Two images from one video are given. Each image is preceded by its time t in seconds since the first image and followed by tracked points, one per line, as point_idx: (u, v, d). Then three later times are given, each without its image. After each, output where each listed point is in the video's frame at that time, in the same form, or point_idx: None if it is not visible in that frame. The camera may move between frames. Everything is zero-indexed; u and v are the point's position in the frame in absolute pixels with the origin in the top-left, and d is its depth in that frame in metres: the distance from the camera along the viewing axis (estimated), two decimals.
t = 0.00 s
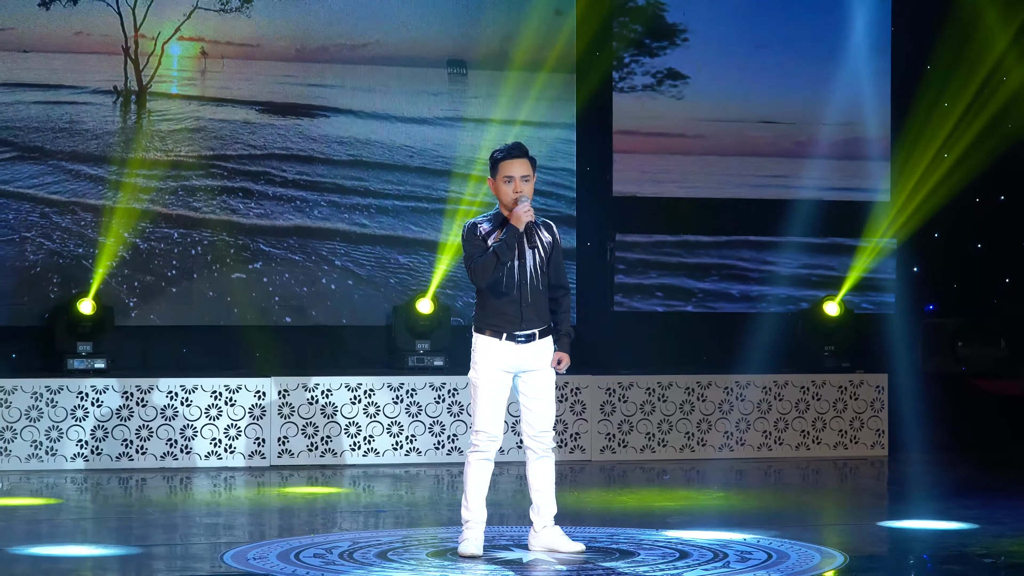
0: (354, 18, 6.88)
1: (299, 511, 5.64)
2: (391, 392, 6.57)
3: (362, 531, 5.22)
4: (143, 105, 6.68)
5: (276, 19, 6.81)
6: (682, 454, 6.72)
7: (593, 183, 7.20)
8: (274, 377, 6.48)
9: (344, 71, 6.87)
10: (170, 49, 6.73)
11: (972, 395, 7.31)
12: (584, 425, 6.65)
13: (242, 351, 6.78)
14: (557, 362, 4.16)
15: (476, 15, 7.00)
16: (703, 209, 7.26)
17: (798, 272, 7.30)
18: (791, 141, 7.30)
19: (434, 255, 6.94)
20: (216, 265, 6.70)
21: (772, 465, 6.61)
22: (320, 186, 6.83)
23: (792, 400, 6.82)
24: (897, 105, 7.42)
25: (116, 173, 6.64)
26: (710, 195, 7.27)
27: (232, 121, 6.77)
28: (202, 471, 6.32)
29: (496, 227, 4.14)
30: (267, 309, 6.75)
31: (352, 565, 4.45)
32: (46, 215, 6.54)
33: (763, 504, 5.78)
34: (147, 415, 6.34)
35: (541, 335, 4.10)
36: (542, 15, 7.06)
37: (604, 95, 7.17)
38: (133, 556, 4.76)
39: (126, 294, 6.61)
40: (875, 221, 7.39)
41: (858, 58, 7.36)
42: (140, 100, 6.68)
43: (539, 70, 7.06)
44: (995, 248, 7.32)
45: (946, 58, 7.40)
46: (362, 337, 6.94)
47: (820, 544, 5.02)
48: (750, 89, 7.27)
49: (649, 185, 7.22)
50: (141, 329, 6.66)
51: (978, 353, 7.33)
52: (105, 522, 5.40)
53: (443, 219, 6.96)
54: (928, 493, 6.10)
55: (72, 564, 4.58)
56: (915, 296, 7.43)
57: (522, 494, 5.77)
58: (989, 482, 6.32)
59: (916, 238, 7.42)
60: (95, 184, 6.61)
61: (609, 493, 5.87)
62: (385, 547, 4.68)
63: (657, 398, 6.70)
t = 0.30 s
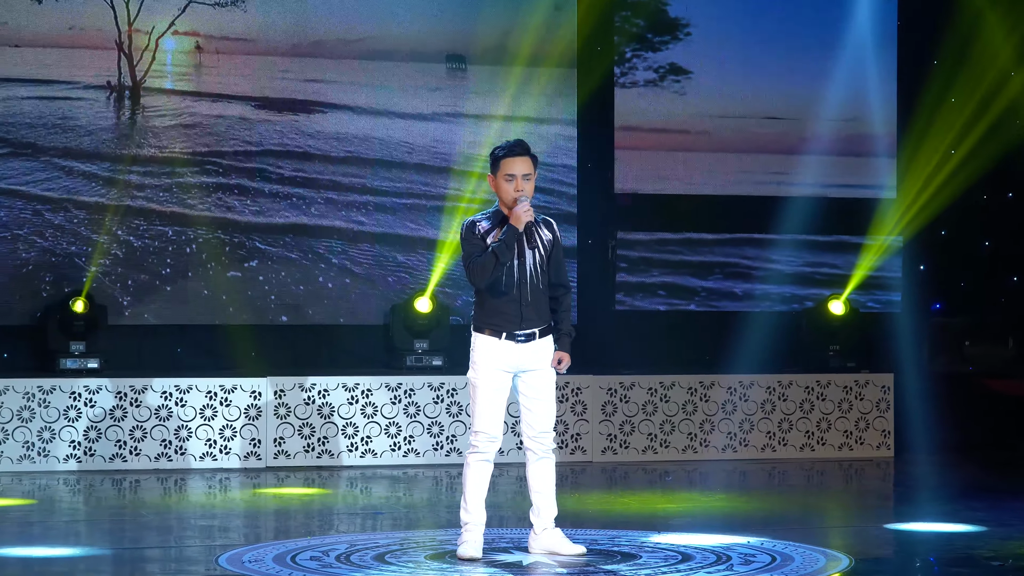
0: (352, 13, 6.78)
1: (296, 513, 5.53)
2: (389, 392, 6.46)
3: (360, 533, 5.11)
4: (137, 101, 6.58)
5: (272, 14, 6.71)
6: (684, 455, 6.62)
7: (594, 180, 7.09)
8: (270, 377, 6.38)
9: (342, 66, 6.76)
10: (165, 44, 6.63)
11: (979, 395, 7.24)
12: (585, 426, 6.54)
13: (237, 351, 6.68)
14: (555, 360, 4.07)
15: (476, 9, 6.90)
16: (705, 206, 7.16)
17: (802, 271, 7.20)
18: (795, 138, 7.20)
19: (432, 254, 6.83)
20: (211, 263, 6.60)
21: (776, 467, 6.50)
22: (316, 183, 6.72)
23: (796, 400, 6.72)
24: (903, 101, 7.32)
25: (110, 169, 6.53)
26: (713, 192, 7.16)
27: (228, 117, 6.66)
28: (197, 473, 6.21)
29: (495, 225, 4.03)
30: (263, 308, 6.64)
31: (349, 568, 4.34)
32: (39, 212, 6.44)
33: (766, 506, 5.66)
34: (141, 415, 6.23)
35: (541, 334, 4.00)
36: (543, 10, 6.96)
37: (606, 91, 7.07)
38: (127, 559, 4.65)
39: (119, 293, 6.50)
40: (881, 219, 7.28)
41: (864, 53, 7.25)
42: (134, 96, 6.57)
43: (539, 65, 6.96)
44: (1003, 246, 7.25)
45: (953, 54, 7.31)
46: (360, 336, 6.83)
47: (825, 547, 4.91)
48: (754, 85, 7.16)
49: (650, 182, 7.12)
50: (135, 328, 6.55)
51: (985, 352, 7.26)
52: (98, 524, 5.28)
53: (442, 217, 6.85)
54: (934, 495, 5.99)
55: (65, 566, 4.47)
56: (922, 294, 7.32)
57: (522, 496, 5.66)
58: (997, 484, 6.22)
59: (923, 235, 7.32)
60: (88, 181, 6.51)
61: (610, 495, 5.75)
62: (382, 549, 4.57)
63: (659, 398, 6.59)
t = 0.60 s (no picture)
0: (350, 4, 6.68)
1: (293, 512, 5.44)
2: (387, 389, 6.37)
3: (358, 532, 5.01)
4: (131, 94, 6.47)
5: (269, 5, 6.60)
6: (687, 453, 6.53)
7: (595, 174, 6.99)
8: (267, 374, 6.28)
9: (339, 59, 6.66)
10: (159, 36, 6.52)
11: (986, 392, 7.15)
12: (587, 423, 6.44)
13: (234, 349, 6.59)
14: (557, 356, 3.98)
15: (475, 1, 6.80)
16: (707, 200, 7.06)
17: (806, 266, 7.10)
18: (799, 131, 7.09)
19: (432, 249, 6.74)
20: (206, 259, 6.50)
21: (780, 465, 6.41)
22: (313, 177, 6.63)
23: (801, 398, 6.63)
24: (908, 95, 7.23)
25: (103, 163, 6.43)
26: (716, 186, 7.07)
27: (223, 110, 6.56)
28: (192, 471, 6.12)
29: (495, 220, 3.93)
30: (259, 303, 6.55)
31: (346, 568, 4.24)
32: (31, 207, 6.34)
33: (770, 505, 5.57)
34: (136, 413, 6.14)
35: (541, 331, 3.89)
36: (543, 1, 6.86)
37: (607, 83, 6.97)
38: (121, 559, 4.54)
39: (113, 288, 6.41)
40: (886, 214, 7.19)
41: (868, 46, 7.15)
42: (127, 89, 6.47)
43: (539, 57, 6.86)
44: (1011, 242, 7.14)
45: (959, 46, 7.22)
46: (359, 334, 6.75)
47: (829, 546, 4.81)
48: (758, 78, 7.06)
49: (652, 176, 7.02)
50: (129, 324, 6.45)
51: (992, 349, 7.16)
52: (92, 523, 5.18)
53: (442, 212, 6.76)
54: (941, 494, 5.90)
55: (59, 566, 4.36)
56: (929, 290, 7.23)
57: (523, 495, 5.56)
58: (1004, 483, 6.12)
59: (931, 230, 7.22)
60: (81, 175, 6.40)
61: (612, 494, 5.66)
62: (380, 548, 4.47)
63: (661, 395, 6.50)
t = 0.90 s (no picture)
0: None
1: (289, 510, 5.35)
2: (385, 385, 6.29)
3: (356, 530, 4.92)
4: (126, 86, 6.38)
5: None
6: (689, 450, 6.44)
7: (596, 168, 6.90)
8: (263, 370, 6.20)
9: (336, 51, 6.57)
10: (154, 27, 6.43)
11: (991, 388, 7.07)
12: (587, 420, 6.36)
13: (230, 345, 6.50)
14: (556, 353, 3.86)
15: None
16: (709, 194, 6.98)
17: (809, 261, 7.02)
18: (802, 124, 7.01)
19: (430, 243, 6.65)
20: (201, 253, 6.41)
21: (783, 462, 6.32)
22: (310, 170, 6.54)
23: (804, 394, 6.54)
24: (912, 87, 7.13)
25: (97, 156, 6.34)
26: (718, 179, 6.98)
27: (219, 102, 6.47)
28: (187, 468, 6.03)
29: (493, 215, 3.84)
30: (255, 298, 6.46)
31: (344, 567, 4.14)
32: (24, 201, 6.25)
33: (774, 503, 5.48)
34: (130, 409, 6.04)
35: (541, 327, 3.81)
36: None
37: (608, 75, 6.89)
38: (115, 557, 4.45)
39: (107, 283, 6.32)
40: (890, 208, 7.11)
41: (872, 38, 7.06)
42: (122, 81, 6.38)
43: (539, 49, 6.77)
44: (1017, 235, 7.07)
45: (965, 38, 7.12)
46: (356, 330, 6.67)
47: (833, 544, 4.72)
48: (760, 70, 6.97)
49: (653, 170, 6.93)
50: (123, 320, 6.36)
51: (999, 345, 7.08)
52: (86, 521, 5.10)
53: (440, 206, 6.67)
54: (946, 491, 5.81)
55: (53, 565, 4.27)
56: (934, 285, 7.14)
57: (522, 492, 5.47)
58: (1010, 480, 6.04)
59: (935, 224, 7.14)
60: (75, 168, 6.31)
61: (613, 492, 5.57)
62: (378, 547, 4.37)
63: (663, 391, 6.41)
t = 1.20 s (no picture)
0: None
1: (286, 507, 5.26)
2: (383, 381, 6.19)
3: (353, 528, 4.83)
4: (119, 78, 6.29)
5: None
6: (691, 448, 6.35)
7: (596, 161, 6.81)
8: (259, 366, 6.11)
9: (332, 42, 6.48)
10: (148, 18, 6.34)
11: (998, 385, 6.99)
12: (587, 417, 6.27)
13: (225, 340, 6.41)
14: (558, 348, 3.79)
15: None
16: (711, 187, 6.89)
17: (813, 255, 6.93)
18: (806, 116, 6.91)
19: (429, 237, 6.56)
20: (196, 247, 6.32)
21: (786, 459, 6.23)
22: (307, 163, 6.45)
23: (808, 390, 6.45)
24: (917, 78, 7.04)
25: (90, 149, 6.25)
26: (720, 173, 6.90)
27: (214, 94, 6.38)
28: (182, 465, 5.94)
29: (492, 209, 3.75)
30: (251, 293, 6.37)
31: (342, 565, 4.05)
32: (16, 194, 6.16)
33: (778, 501, 5.38)
34: (124, 406, 5.96)
35: (541, 322, 3.72)
36: None
37: (609, 67, 6.80)
38: (109, 555, 4.36)
39: (101, 278, 6.23)
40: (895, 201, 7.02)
41: (876, 29, 6.97)
42: (115, 72, 6.29)
43: (539, 41, 6.68)
44: None
45: (972, 29, 7.03)
46: (354, 325, 6.58)
47: (837, 542, 4.62)
48: (763, 62, 6.88)
49: (655, 163, 6.84)
50: (117, 315, 6.28)
51: (1005, 341, 6.99)
52: (80, 519, 5.00)
53: (439, 199, 6.58)
54: (952, 488, 5.72)
55: (47, 563, 4.17)
56: (940, 279, 7.05)
57: (522, 490, 5.38)
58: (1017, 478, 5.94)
59: (941, 217, 7.04)
60: (68, 161, 6.22)
61: (615, 490, 5.47)
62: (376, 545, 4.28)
63: (665, 387, 6.32)
